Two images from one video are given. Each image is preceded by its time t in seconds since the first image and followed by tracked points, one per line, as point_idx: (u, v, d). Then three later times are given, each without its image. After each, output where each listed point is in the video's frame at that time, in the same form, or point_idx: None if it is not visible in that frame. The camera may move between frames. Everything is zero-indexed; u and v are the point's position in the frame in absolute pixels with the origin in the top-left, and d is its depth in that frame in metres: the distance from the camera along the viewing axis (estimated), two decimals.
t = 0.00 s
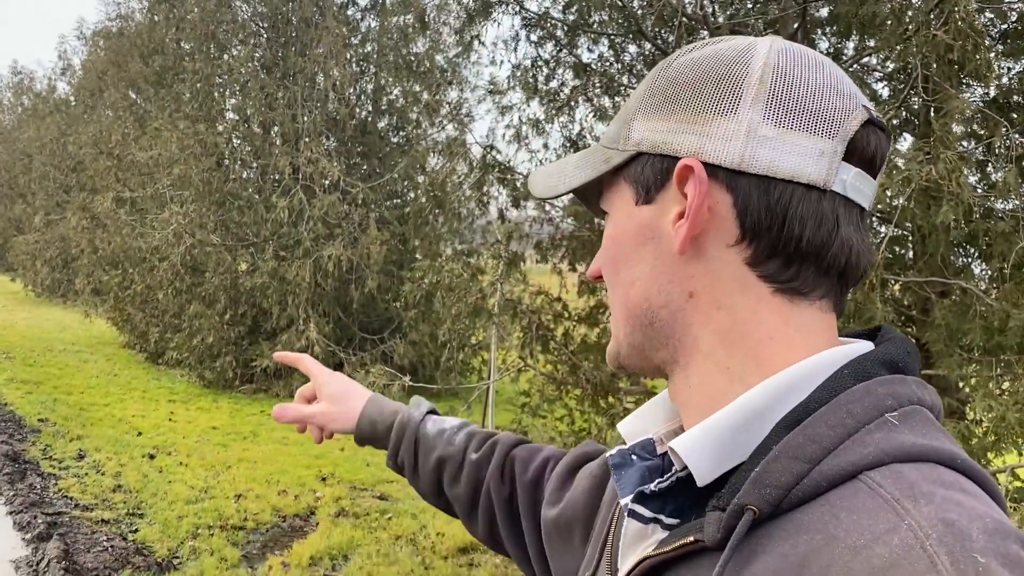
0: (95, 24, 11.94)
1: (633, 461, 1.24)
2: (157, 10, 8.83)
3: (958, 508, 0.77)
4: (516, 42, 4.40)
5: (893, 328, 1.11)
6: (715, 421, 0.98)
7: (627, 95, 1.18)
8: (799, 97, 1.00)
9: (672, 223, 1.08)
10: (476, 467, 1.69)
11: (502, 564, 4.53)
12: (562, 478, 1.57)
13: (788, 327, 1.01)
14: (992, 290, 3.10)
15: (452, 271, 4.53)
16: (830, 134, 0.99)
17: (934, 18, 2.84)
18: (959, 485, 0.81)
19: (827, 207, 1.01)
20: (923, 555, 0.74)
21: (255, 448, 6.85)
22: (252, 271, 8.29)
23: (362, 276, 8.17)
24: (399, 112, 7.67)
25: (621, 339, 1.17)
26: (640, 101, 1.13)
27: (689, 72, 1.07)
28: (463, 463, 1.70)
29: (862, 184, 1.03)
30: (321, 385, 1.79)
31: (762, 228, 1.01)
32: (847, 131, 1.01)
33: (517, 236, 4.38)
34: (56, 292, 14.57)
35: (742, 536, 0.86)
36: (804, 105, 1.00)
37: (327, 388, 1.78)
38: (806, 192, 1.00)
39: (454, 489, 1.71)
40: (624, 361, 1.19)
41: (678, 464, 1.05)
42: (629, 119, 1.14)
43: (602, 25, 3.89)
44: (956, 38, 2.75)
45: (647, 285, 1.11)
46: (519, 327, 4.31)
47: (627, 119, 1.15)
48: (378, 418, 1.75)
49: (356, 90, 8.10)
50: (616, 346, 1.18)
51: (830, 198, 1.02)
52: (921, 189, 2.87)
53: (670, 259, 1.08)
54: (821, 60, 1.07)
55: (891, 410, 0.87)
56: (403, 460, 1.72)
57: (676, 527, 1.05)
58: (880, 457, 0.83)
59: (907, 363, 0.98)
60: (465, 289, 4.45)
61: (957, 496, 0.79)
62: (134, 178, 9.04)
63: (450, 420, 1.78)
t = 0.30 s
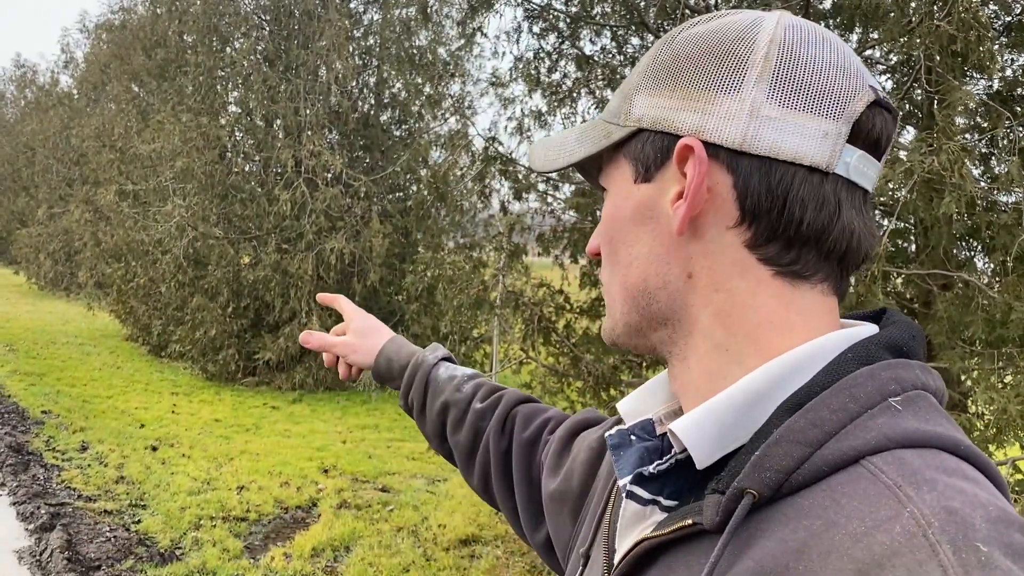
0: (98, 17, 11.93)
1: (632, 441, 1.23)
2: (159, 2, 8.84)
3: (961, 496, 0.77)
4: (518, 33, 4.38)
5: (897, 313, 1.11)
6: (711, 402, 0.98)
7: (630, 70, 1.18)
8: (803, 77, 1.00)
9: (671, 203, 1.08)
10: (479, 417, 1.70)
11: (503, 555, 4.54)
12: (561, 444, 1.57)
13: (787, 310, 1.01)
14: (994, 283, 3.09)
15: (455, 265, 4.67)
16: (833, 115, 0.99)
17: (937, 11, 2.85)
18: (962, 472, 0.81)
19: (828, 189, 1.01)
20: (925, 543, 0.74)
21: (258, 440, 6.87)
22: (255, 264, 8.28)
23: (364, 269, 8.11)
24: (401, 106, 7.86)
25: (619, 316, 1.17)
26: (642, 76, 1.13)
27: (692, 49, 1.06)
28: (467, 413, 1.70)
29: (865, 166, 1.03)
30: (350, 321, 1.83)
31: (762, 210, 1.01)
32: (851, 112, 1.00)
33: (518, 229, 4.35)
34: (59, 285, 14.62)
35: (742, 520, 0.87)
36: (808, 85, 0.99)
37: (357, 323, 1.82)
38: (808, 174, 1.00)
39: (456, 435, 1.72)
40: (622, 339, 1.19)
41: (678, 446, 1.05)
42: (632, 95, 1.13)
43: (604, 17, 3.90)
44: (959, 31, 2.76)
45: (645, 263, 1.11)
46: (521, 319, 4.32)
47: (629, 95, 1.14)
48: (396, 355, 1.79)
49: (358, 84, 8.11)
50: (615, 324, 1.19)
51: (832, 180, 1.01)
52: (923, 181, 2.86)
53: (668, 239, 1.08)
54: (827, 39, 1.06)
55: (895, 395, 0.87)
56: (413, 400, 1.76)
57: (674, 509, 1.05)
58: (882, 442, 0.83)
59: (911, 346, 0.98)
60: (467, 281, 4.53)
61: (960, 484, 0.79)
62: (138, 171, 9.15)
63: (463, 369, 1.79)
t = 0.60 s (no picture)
0: (103, 12, 11.94)
1: (625, 440, 1.22)
2: None
3: (952, 494, 0.77)
4: (522, 29, 4.37)
5: (889, 309, 1.10)
6: (698, 404, 0.98)
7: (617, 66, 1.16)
8: (788, 76, 0.99)
9: (656, 204, 1.08)
10: (483, 415, 1.70)
11: (507, 551, 4.55)
12: (558, 445, 1.57)
13: (772, 309, 1.00)
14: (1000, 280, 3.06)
15: (459, 260, 4.67)
16: (818, 114, 0.98)
17: (941, 7, 2.88)
18: (951, 470, 0.80)
19: (814, 189, 1.00)
20: (915, 542, 0.73)
21: (262, 436, 6.89)
22: (259, 260, 8.30)
23: (368, 264, 8.08)
24: (405, 101, 7.85)
25: (607, 315, 1.17)
26: (628, 73, 1.11)
27: (678, 47, 1.05)
28: (471, 410, 1.70)
29: (853, 165, 1.01)
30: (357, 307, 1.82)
31: (747, 210, 1.01)
32: (837, 111, 0.99)
33: (522, 224, 4.36)
34: (64, 280, 14.68)
35: (732, 518, 0.86)
36: (792, 85, 0.98)
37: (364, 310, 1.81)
38: (794, 174, 0.99)
39: (458, 431, 1.72)
40: (610, 337, 1.19)
41: (668, 445, 1.05)
42: (618, 92, 1.12)
43: (608, 12, 3.90)
44: (965, 25, 2.79)
45: (631, 263, 1.11)
46: (524, 315, 4.32)
47: (615, 92, 1.13)
48: (402, 345, 1.78)
49: (362, 79, 8.11)
50: (602, 321, 1.19)
51: (818, 179, 1.00)
52: (927, 177, 2.84)
53: (654, 239, 1.08)
54: (814, 36, 1.05)
55: (885, 393, 0.86)
56: (417, 393, 1.76)
57: (666, 508, 1.04)
58: (872, 440, 0.83)
59: (901, 343, 0.97)
60: (470, 277, 4.54)
61: (950, 482, 0.78)
62: (142, 167, 9.17)
63: (469, 364, 1.78)
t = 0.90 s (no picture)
0: (107, 11, 11.96)
1: (619, 442, 1.25)
2: None
3: (951, 498, 0.76)
4: (525, 26, 4.36)
5: (887, 316, 1.10)
6: (694, 412, 0.98)
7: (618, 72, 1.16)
8: (789, 88, 0.99)
9: (655, 213, 1.08)
10: (489, 419, 1.70)
11: (511, 549, 4.56)
12: (559, 451, 1.57)
13: (771, 321, 1.00)
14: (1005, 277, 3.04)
15: (462, 259, 4.67)
16: (819, 126, 0.98)
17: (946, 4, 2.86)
18: (950, 475, 0.80)
19: (814, 201, 1.00)
20: (915, 547, 0.73)
21: (267, 434, 6.91)
22: (264, 258, 8.32)
23: (373, 263, 8.07)
24: (409, 99, 7.86)
25: (607, 320, 1.17)
26: (630, 79, 1.11)
27: (680, 56, 1.04)
28: (477, 413, 1.70)
29: (853, 176, 1.01)
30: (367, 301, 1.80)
31: (746, 221, 1.01)
32: (838, 123, 0.99)
33: (525, 222, 4.38)
34: (70, 278, 14.73)
35: (729, 523, 0.86)
36: (793, 97, 0.98)
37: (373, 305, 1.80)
38: (792, 185, 0.99)
39: (464, 433, 1.72)
40: (610, 343, 1.19)
41: (667, 449, 1.05)
42: (618, 98, 1.12)
43: (612, 10, 3.89)
44: (970, 23, 2.76)
45: (630, 271, 1.11)
46: (528, 314, 4.32)
47: (616, 98, 1.13)
48: (412, 342, 1.78)
49: (366, 77, 8.11)
50: (602, 326, 1.19)
51: (817, 191, 1.00)
52: (932, 175, 2.83)
53: (652, 248, 1.08)
54: (817, 45, 1.04)
55: (884, 398, 0.86)
56: (423, 391, 1.76)
57: (660, 511, 1.04)
58: (871, 445, 0.82)
59: (901, 351, 0.97)
60: (473, 276, 4.54)
61: (950, 487, 0.78)
62: (147, 166, 9.18)
63: (478, 365, 1.78)
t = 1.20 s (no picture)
0: (111, 11, 11.99)
1: (621, 437, 1.25)
2: None
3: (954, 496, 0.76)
4: (529, 25, 4.36)
5: (892, 315, 1.10)
6: (696, 411, 0.99)
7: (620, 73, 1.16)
8: (792, 88, 0.99)
9: (658, 214, 1.08)
10: (495, 417, 1.70)
11: (515, 548, 4.56)
12: (563, 447, 1.58)
13: (776, 320, 1.00)
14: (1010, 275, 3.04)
15: (466, 257, 4.68)
16: (821, 126, 0.98)
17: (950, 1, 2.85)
18: (953, 473, 0.80)
19: (817, 201, 1.00)
20: (917, 545, 0.73)
21: (271, 433, 6.93)
22: (268, 257, 8.33)
23: (376, 262, 8.06)
24: (412, 98, 7.87)
25: (612, 321, 1.18)
26: (631, 80, 1.11)
27: (681, 57, 1.05)
28: (483, 411, 1.71)
29: (856, 176, 1.01)
30: (369, 299, 1.80)
31: (750, 221, 1.01)
32: (841, 123, 0.99)
33: (528, 221, 4.38)
34: (74, 278, 14.79)
35: (732, 519, 0.86)
36: (795, 97, 0.98)
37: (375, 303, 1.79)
38: (796, 185, 0.99)
39: (469, 431, 1.72)
40: (616, 343, 1.19)
41: (670, 446, 1.05)
42: (621, 99, 1.12)
43: (615, 9, 3.88)
44: (973, 20, 2.76)
45: (635, 272, 1.11)
46: (531, 312, 4.33)
47: (618, 99, 1.13)
48: (417, 338, 1.79)
49: (370, 76, 8.11)
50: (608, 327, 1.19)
51: (820, 191, 1.00)
52: (936, 173, 2.83)
53: (656, 249, 1.08)
54: (819, 44, 1.04)
55: (887, 397, 0.86)
56: (429, 388, 1.77)
57: (661, 506, 1.05)
58: (875, 443, 0.82)
59: (905, 349, 0.97)
60: (477, 274, 4.55)
61: (953, 485, 0.78)
62: (151, 165, 9.20)
63: (484, 363, 1.78)
